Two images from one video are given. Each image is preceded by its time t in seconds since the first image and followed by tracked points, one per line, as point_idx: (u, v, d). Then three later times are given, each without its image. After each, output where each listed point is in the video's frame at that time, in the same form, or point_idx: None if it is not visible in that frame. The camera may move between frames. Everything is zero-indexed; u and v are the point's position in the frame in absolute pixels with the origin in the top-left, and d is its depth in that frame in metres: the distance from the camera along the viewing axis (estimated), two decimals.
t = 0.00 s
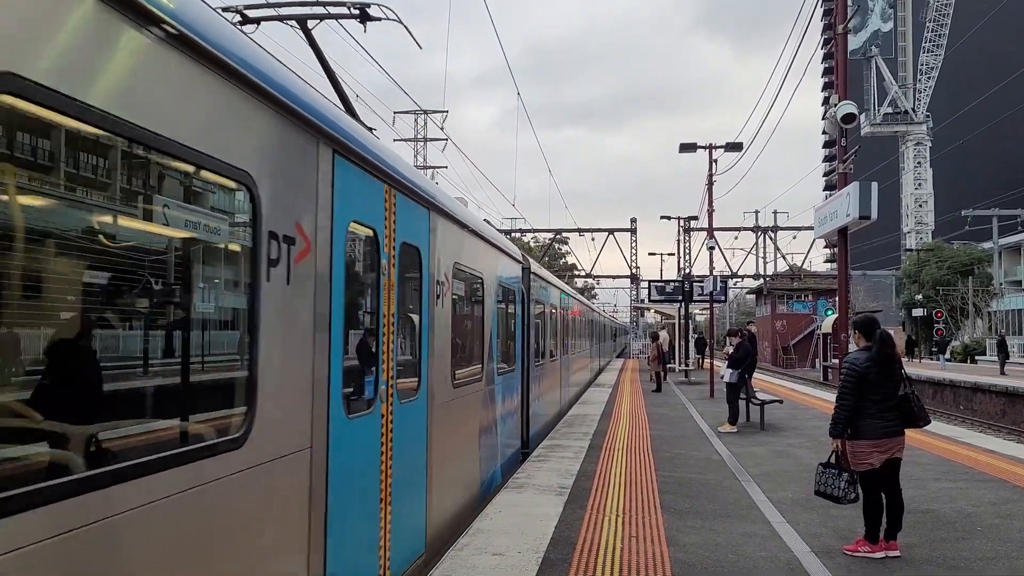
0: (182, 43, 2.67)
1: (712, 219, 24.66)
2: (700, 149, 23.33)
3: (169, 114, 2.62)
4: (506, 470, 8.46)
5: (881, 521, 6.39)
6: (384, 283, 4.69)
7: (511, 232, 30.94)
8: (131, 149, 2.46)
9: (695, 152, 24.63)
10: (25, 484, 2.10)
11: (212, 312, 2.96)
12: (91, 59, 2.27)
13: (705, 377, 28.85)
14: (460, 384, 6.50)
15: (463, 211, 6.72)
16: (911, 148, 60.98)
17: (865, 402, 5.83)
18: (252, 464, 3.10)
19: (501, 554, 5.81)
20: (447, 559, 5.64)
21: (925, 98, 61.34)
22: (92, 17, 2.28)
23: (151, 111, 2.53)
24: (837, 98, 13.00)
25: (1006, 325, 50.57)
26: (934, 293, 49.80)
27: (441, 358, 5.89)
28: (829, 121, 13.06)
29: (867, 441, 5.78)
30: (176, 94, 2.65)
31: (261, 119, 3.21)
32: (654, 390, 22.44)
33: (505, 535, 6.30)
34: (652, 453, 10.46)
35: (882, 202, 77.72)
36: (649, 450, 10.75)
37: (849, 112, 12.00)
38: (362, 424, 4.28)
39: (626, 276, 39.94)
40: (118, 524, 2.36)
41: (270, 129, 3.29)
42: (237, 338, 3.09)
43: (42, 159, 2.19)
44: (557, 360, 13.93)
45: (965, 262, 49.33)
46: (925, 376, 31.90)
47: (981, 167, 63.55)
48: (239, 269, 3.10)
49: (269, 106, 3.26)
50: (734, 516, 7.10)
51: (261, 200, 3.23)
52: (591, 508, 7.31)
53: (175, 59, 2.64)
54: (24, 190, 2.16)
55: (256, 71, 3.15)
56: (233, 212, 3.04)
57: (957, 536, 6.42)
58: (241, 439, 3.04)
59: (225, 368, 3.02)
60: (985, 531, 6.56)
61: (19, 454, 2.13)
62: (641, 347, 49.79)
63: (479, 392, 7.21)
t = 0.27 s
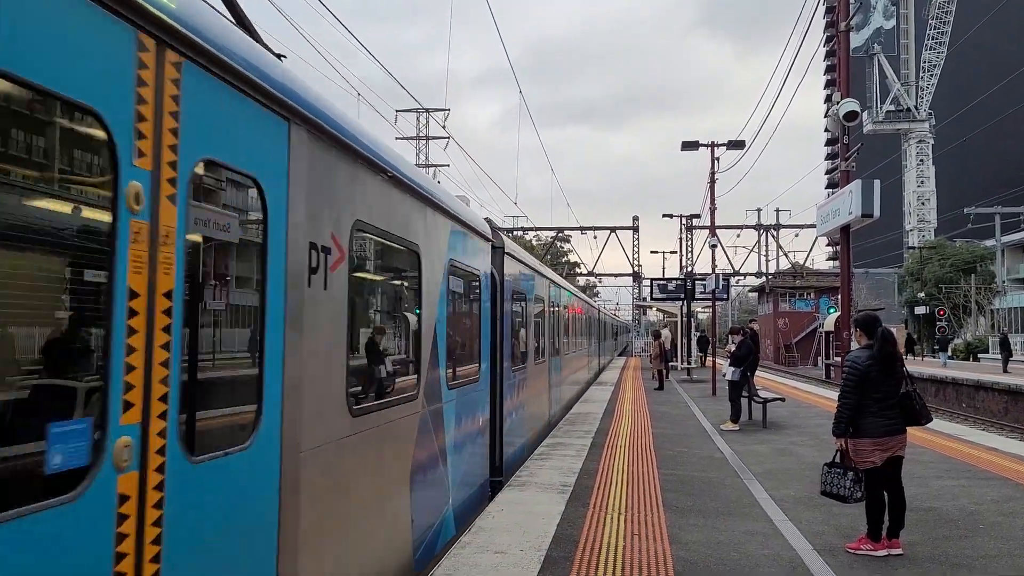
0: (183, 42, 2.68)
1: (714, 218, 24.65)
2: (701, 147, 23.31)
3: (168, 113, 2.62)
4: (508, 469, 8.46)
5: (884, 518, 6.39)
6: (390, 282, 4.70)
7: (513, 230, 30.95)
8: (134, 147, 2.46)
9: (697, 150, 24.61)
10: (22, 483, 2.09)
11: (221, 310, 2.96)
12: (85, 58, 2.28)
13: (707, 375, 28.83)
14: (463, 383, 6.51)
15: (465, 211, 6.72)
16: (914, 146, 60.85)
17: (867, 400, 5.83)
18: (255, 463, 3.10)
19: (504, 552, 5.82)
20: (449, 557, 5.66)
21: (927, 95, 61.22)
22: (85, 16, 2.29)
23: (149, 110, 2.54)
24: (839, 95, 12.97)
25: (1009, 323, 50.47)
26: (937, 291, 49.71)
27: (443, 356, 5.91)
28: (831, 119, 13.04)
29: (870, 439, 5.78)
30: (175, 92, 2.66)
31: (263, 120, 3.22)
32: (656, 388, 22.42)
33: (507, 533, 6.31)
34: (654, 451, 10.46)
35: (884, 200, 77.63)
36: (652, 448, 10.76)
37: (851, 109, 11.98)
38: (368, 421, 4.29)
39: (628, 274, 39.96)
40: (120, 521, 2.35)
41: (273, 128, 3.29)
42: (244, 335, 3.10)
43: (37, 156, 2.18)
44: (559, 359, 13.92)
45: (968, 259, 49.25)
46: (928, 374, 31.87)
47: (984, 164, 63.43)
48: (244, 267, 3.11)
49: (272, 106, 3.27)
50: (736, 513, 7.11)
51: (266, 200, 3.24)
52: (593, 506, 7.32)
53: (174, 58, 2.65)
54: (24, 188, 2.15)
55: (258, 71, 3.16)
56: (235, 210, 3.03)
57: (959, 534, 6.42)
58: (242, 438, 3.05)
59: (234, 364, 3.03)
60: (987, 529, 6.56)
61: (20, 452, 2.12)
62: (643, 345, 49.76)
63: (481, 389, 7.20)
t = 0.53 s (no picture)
0: (185, 42, 2.67)
1: (717, 216, 24.61)
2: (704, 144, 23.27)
3: (172, 113, 2.62)
4: (510, 466, 8.48)
5: (885, 516, 6.39)
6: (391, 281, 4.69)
7: (515, 228, 30.95)
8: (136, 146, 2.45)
9: (699, 148, 24.58)
10: (30, 484, 2.10)
11: (223, 309, 2.98)
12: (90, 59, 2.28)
13: (709, 372, 28.80)
14: (466, 379, 6.51)
15: (467, 209, 6.73)
16: (916, 143, 60.72)
17: (870, 398, 5.82)
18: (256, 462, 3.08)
19: (506, 549, 5.82)
20: (451, 554, 5.67)
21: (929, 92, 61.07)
22: (93, 17, 2.29)
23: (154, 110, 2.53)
24: (841, 92, 12.95)
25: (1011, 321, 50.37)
26: (939, 288, 49.64)
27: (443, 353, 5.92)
28: (833, 117, 13.03)
29: (872, 437, 5.78)
30: (178, 91, 2.65)
31: (264, 119, 3.21)
32: (658, 386, 22.41)
33: (509, 530, 6.31)
34: (657, 449, 10.46)
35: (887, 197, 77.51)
36: (654, 446, 10.75)
37: (853, 107, 11.97)
38: (370, 419, 4.29)
39: (630, 272, 39.89)
40: (125, 521, 2.35)
41: (273, 127, 3.29)
42: (242, 333, 3.09)
43: (50, 157, 2.18)
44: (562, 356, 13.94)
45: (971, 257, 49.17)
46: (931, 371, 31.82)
47: (987, 162, 63.28)
48: (243, 264, 3.10)
49: (272, 105, 3.27)
50: (739, 511, 7.11)
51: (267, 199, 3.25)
52: (595, 503, 7.32)
53: (177, 58, 2.65)
54: (34, 190, 2.15)
55: (259, 71, 3.15)
56: (236, 209, 3.04)
57: (962, 532, 6.42)
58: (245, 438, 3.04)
59: (234, 363, 3.02)
60: (990, 527, 6.56)
61: (26, 453, 2.14)
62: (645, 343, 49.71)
63: (484, 386, 7.20)
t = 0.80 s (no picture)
0: (183, 42, 2.68)
1: (719, 213, 24.60)
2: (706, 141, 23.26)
3: (167, 110, 2.61)
4: (513, 463, 8.48)
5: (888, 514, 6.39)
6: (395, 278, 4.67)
7: (518, 226, 30.96)
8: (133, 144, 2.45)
9: (701, 145, 24.56)
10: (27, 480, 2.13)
11: (224, 306, 2.98)
12: (88, 56, 2.28)
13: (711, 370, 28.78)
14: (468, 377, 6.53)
15: (469, 207, 6.73)
16: (919, 141, 60.62)
17: (872, 397, 5.81)
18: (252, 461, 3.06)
19: (507, 547, 5.83)
20: (453, 551, 5.67)
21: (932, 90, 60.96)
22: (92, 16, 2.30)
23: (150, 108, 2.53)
24: (844, 90, 12.93)
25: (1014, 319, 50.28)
26: (942, 286, 49.58)
27: (445, 350, 5.91)
28: (836, 114, 13.01)
29: (874, 435, 5.77)
30: (177, 91, 2.66)
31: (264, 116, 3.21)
32: (660, 383, 22.40)
33: (511, 528, 6.32)
34: (658, 447, 10.46)
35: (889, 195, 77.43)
36: (656, 444, 10.76)
37: (856, 105, 11.95)
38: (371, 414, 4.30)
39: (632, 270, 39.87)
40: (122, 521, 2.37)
41: (272, 125, 3.26)
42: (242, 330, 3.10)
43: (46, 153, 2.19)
44: (564, 354, 13.95)
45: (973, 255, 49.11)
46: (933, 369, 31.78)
47: (989, 159, 63.18)
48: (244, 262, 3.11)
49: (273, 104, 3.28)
50: (741, 509, 7.11)
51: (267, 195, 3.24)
52: (597, 501, 7.33)
53: (174, 57, 2.65)
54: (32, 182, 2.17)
55: (259, 67, 3.14)
56: (236, 204, 3.03)
57: (964, 530, 6.41)
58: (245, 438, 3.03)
59: (232, 358, 3.01)
60: (992, 524, 6.55)
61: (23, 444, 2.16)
62: (647, 341, 49.68)
63: (485, 384, 7.20)
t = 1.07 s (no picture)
0: (194, 42, 2.70)
1: (721, 210, 24.58)
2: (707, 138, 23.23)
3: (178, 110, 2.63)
4: (515, 460, 8.49)
5: (890, 511, 6.39)
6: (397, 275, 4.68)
7: (519, 223, 30.95)
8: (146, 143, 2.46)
9: (703, 142, 24.55)
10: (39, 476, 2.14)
11: (228, 301, 2.98)
12: (102, 58, 2.30)
13: (712, 367, 28.76)
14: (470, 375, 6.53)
15: (471, 204, 6.75)
16: (921, 138, 60.52)
17: (873, 395, 5.81)
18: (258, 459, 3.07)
19: (509, 544, 5.84)
20: (455, 548, 5.68)
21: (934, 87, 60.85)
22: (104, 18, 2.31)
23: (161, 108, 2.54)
24: (846, 87, 12.91)
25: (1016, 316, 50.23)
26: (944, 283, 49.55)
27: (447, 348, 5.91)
28: (838, 111, 13.00)
29: (875, 431, 5.78)
30: (186, 91, 2.67)
31: (270, 115, 3.23)
32: (662, 381, 22.42)
33: (512, 525, 6.32)
34: (660, 443, 10.46)
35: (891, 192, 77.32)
36: (657, 441, 10.77)
37: (858, 101, 11.94)
38: (374, 411, 4.32)
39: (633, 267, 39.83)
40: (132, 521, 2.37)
41: (275, 122, 3.26)
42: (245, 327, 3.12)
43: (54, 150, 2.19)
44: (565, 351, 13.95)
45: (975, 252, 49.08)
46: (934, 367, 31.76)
47: (992, 156, 63.08)
48: (251, 260, 3.12)
49: (279, 103, 3.29)
50: (742, 506, 7.11)
51: (272, 194, 3.25)
52: (598, 498, 7.33)
53: (185, 57, 2.67)
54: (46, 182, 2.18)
55: (262, 65, 3.14)
56: (240, 201, 3.02)
57: (965, 527, 6.41)
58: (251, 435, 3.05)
59: (234, 354, 3.01)
60: (993, 521, 6.56)
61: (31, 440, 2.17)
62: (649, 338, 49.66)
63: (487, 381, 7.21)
